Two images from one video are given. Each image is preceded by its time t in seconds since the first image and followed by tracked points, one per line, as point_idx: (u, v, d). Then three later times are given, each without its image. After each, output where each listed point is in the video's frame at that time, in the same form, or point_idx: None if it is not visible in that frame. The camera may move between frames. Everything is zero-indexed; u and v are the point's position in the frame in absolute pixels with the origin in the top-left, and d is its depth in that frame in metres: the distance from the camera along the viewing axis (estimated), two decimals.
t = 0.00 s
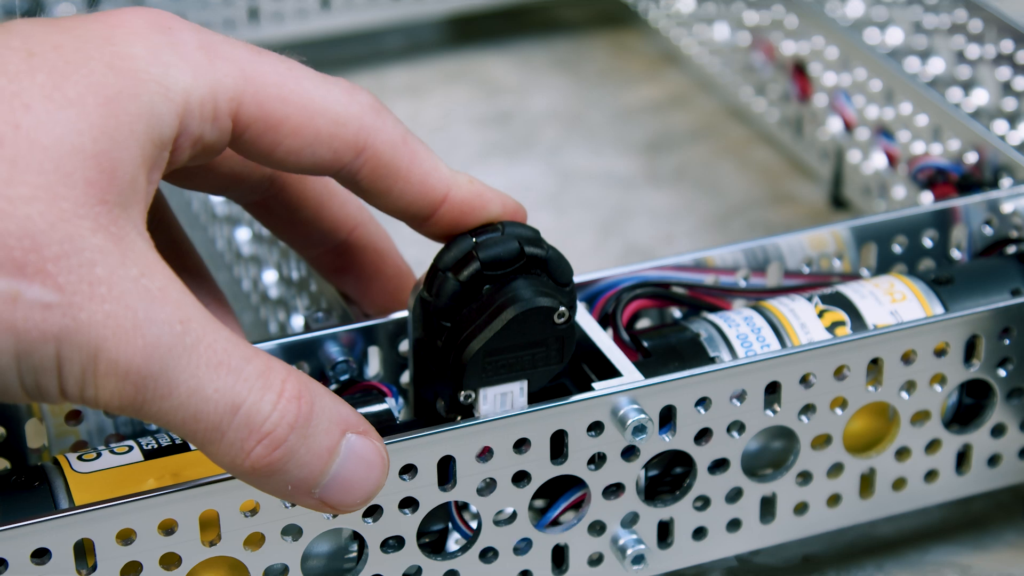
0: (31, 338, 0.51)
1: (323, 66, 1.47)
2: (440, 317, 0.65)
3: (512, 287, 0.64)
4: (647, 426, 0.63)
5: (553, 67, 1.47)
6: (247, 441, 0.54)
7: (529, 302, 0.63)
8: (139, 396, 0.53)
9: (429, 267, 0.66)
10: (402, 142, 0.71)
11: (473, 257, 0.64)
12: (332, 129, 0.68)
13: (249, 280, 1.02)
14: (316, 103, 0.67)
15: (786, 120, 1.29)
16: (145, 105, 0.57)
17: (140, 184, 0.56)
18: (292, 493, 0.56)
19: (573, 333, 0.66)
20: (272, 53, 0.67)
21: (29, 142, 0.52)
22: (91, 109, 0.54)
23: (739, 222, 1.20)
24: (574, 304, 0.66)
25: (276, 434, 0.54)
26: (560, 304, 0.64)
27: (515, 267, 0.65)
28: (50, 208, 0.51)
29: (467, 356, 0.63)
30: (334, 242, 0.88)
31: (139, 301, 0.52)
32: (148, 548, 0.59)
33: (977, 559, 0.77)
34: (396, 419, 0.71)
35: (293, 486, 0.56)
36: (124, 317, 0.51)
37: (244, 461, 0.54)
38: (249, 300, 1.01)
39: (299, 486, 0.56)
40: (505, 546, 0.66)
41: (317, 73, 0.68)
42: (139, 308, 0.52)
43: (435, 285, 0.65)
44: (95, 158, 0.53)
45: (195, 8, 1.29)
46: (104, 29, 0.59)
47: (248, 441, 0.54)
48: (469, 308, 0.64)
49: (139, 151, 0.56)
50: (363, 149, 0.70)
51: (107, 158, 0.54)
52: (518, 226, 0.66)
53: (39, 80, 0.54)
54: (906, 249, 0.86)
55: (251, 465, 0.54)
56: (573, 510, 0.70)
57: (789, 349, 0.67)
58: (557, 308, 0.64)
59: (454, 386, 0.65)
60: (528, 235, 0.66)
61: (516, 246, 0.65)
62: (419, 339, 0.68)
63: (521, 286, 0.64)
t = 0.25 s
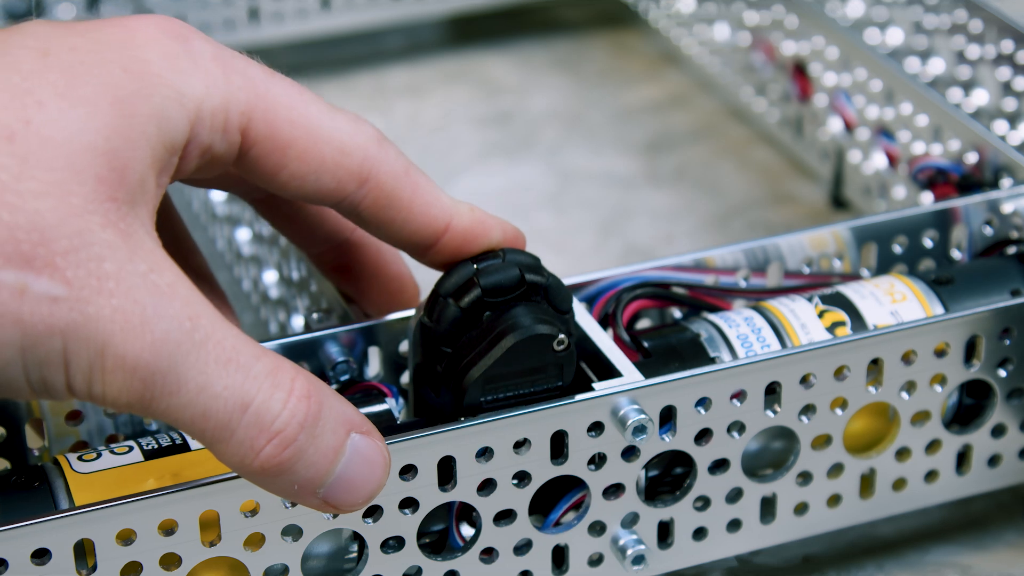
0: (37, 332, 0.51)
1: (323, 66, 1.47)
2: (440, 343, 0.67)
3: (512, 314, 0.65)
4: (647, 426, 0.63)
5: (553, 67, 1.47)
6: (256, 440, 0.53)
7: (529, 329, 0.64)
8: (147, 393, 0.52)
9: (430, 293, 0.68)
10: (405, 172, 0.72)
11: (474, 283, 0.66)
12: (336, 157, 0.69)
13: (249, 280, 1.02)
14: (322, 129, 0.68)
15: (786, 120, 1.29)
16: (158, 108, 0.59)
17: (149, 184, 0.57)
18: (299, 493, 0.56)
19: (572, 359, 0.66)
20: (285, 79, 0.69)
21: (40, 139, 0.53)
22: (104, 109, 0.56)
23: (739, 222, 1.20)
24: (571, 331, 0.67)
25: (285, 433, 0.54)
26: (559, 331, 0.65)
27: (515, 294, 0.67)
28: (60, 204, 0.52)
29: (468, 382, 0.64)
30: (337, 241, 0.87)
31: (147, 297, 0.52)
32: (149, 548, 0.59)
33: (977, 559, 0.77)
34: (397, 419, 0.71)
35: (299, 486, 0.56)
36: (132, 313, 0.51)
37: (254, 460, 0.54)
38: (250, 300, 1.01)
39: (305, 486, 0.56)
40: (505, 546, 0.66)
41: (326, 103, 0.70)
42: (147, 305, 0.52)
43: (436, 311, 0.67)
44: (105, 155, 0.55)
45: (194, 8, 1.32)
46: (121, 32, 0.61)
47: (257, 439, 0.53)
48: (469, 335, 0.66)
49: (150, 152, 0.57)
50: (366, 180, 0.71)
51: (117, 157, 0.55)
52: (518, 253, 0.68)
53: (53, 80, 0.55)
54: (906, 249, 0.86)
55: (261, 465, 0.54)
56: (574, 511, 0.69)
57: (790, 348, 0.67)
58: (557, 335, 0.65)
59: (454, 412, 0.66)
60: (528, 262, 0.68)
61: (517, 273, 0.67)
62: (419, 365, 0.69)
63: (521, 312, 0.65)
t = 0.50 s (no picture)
0: (63, 334, 0.50)
1: (323, 66, 1.47)
2: (449, 370, 0.68)
3: (518, 342, 0.67)
4: (647, 426, 0.63)
5: (553, 67, 1.47)
6: (288, 446, 0.53)
7: (536, 359, 0.65)
8: (175, 396, 0.52)
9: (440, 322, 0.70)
10: (424, 206, 0.72)
11: (483, 312, 0.68)
12: (357, 189, 0.69)
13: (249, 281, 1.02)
14: (347, 159, 0.68)
15: (786, 120, 1.29)
16: (192, 120, 0.59)
17: (180, 192, 0.57)
18: (319, 497, 0.56)
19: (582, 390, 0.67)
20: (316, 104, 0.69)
21: (75, 142, 0.53)
22: (141, 116, 0.56)
23: (739, 222, 1.20)
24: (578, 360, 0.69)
25: (318, 440, 0.54)
26: (566, 360, 0.66)
27: (522, 323, 0.69)
28: (91, 207, 0.51)
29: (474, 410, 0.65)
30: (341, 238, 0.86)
31: (177, 301, 0.51)
32: (149, 549, 0.59)
33: (977, 559, 0.77)
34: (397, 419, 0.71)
35: (318, 491, 0.56)
36: (160, 317, 0.51)
37: (285, 465, 0.54)
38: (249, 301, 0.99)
39: (323, 491, 0.56)
40: (505, 546, 0.66)
41: (353, 134, 0.70)
42: (175, 308, 0.51)
43: (444, 339, 0.69)
44: (139, 162, 0.55)
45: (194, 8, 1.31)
46: (161, 43, 0.61)
47: (290, 445, 0.53)
48: (476, 362, 0.68)
49: (183, 161, 0.58)
50: (385, 213, 0.71)
51: (150, 164, 0.55)
52: (527, 283, 0.71)
53: (91, 85, 0.56)
54: (906, 249, 0.86)
55: (290, 470, 0.54)
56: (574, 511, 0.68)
57: (790, 349, 0.67)
58: (563, 364, 0.65)
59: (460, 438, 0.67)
60: (536, 291, 0.70)
61: (525, 302, 0.69)
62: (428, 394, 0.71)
63: (528, 341, 0.67)
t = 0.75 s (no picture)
0: (89, 332, 0.49)
1: (323, 67, 1.47)
2: (454, 377, 0.68)
3: (524, 351, 0.67)
4: (647, 426, 0.63)
5: (553, 67, 1.47)
6: (313, 449, 0.53)
7: (541, 369, 0.65)
8: (200, 396, 0.52)
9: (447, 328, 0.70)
10: (440, 213, 0.72)
11: (492, 320, 0.68)
12: (379, 194, 0.69)
13: (249, 281, 1.02)
14: (369, 164, 0.68)
15: (786, 120, 1.29)
16: (219, 121, 0.58)
17: (205, 192, 0.56)
18: (335, 499, 0.56)
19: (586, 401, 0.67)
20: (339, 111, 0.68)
21: (103, 140, 0.52)
22: (167, 119, 0.55)
23: (739, 222, 1.20)
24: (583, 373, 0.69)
25: (343, 443, 0.54)
26: (571, 371, 0.65)
27: (531, 333, 0.69)
28: (118, 205, 0.50)
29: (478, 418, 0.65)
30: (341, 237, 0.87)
31: (204, 300, 0.51)
32: (148, 549, 0.59)
33: (977, 559, 0.77)
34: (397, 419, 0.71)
35: (331, 494, 0.56)
36: (188, 316, 0.50)
37: (309, 468, 0.54)
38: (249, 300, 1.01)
39: (337, 493, 0.56)
40: (505, 546, 0.66)
41: (373, 139, 0.69)
42: (202, 307, 0.51)
43: (451, 345, 0.69)
44: (166, 161, 0.54)
45: (194, 8, 1.31)
46: (188, 44, 0.59)
47: (316, 448, 0.53)
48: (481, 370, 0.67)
49: (209, 162, 0.57)
50: (403, 218, 0.70)
51: (177, 163, 0.54)
52: (535, 294, 0.71)
53: (119, 84, 0.54)
54: (906, 249, 0.86)
55: (313, 473, 0.54)
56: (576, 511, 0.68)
57: (790, 349, 0.67)
58: (569, 374, 0.65)
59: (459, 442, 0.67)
60: (545, 302, 0.70)
61: (534, 312, 0.69)
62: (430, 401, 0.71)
63: (534, 351, 0.67)
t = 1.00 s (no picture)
0: (85, 343, 0.49)
1: (323, 67, 1.47)
2: (453, 377, 0.68)
3: (523, 352, 0.67)
4: (647, 426, 0.63)
5: (553, 67, 1.47)
6: (312, 454, 0.53)
7: (540, 368, 0.65)
8: (197, 404, 0.51)
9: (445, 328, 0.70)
10: (435, 215, 0.72)
11: (490, 320, 0.69)
12: (373, 197, 0.68)
13: (249, 280, 1.02)
14: (361, 168, 0.67)
15: (786, 120, 1.29)
16: (210, 128, 0.58)
17: (198, 202, 0.56)
18: (336, 501, 0.56)
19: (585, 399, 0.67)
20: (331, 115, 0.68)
21: (93, 151, 0.52)
22: (158, 128, 0.55)
23: (739, 222, 1.20)
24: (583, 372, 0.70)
25: (341, 448, 0.54)
26: (571, 371, 0.65)
27: (530, 332, 0.69)
28: (110, 216, 0.50)
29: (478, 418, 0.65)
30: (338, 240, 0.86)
31: (197, 309, 0.51)
32: (148, 548, 0.59)
33: (977, 559, 0.77)
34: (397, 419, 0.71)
35: (332, 496, 0.56)
36: (183, 325, 0.50)
37: (309, 473, 0.53)
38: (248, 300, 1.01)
39: (337, 496, 0.56)
40: (505, 546, 0.66)
41: (366, 142, 0.69)
42: (197, 316, 0.51)
43: (449, 345, 0.69)
44: (158, 171, 0.54)
45: (194, 8, 1.31)
46: (177, 52, 0.59)
47: (315, 453, 0.53)
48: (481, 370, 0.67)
49: (200, 171, 0.57)
50: (398, 222, 0.70)
51: (169, 173, 0.54)
52: (534, 293, 0.71)
53: (108, 95, 0.54)
54: (906, 249, 0.86)
55: (313, 478, 0.54)
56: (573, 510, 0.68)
57: (790, 348, 0.67)
58: (568, 374, 0.65)
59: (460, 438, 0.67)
60: (544, 301, 0.70)
61: (532, 312, 0.69)
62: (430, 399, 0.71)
63: (533, 351, 0.67)
